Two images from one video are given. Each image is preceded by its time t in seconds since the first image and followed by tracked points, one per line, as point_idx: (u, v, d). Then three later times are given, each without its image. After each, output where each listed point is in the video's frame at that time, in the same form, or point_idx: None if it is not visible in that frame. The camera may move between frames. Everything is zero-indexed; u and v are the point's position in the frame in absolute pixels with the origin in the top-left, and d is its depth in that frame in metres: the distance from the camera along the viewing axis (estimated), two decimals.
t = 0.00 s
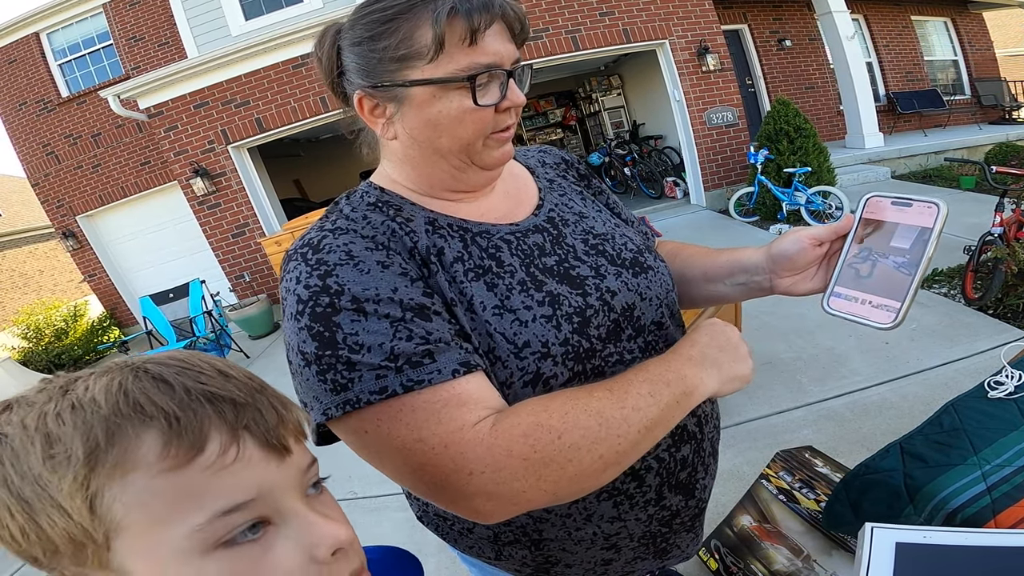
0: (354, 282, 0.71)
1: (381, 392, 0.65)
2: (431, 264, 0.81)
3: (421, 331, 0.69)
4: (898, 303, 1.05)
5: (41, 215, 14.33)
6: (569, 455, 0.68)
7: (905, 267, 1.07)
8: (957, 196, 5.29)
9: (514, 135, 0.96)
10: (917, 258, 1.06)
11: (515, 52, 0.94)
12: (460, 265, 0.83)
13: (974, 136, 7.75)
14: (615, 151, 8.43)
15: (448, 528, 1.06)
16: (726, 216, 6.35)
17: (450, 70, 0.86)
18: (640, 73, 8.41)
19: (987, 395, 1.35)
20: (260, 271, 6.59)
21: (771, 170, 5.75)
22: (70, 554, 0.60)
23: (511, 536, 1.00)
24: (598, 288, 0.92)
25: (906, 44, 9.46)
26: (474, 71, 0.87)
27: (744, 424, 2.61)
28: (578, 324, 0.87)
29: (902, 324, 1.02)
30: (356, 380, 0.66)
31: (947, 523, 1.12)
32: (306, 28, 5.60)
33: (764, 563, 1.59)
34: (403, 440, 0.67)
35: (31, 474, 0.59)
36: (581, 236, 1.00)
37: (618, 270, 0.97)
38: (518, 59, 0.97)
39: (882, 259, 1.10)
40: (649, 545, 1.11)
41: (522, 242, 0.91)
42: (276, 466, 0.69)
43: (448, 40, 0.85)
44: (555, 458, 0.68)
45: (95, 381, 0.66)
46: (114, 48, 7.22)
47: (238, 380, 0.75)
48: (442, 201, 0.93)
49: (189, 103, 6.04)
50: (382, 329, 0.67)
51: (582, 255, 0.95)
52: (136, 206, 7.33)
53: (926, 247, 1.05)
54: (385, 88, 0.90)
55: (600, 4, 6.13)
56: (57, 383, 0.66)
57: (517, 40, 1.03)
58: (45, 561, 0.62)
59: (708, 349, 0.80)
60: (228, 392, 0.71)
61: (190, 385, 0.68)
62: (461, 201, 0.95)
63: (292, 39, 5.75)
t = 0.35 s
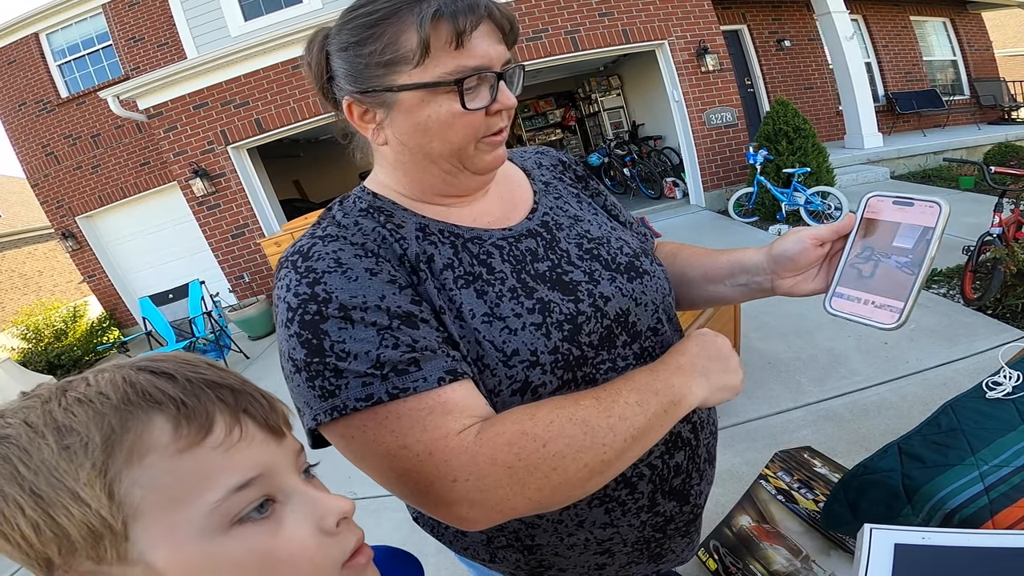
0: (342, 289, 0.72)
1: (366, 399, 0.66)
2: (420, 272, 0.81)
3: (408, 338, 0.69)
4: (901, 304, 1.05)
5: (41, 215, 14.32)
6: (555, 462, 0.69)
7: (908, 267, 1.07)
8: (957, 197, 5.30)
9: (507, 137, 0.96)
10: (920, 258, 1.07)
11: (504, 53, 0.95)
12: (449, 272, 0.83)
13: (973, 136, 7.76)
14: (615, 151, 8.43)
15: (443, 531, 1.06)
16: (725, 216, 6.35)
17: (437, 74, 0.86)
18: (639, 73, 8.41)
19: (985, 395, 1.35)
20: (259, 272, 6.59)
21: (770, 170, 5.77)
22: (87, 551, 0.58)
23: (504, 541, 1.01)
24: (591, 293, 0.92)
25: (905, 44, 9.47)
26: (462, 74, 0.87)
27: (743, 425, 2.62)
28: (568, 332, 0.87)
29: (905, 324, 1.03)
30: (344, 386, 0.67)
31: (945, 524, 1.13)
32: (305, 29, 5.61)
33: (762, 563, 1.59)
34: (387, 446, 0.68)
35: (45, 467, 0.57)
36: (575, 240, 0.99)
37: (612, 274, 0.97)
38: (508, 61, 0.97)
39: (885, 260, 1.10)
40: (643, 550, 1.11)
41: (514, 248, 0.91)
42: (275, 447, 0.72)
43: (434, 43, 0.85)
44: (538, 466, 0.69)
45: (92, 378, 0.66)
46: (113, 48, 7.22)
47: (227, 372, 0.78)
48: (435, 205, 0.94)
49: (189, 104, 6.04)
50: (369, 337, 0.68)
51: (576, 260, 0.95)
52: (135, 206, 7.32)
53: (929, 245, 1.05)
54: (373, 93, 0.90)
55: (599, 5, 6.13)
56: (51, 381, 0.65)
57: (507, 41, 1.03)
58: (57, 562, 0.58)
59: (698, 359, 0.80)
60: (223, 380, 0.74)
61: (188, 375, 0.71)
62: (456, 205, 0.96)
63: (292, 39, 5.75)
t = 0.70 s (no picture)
0: (339, 291, 0.72)
1: (366, 400, 0.67)
2: (417, 272, 0.81)
3: (406, 340, 0.70)
4: (895, 308, 1.05)
5: (40, 216, 14.32)
6: (559, 460, 0.69)
7: (903, 270, 1.07)
8: (956, 197, 5.30)
9: (502, 138, 0.96)
10: (914, 261, 1.07)
11: (496, 52, 0.95)
12: (447, 273, 0.83)
13: (972, 136, 7.77)
14: (614, 152, 8.43)
15: (442, 533, 1.06)
16: (724, 216, 6.35)
17: (428, 75, 0.86)
18: (639, 74, 8.42)
19: (983, 395, 1.35)
20: (258, 273, 6.58)
21: (768, 171, 5.77)
22: (95, 547, 0.58)
23: (502, 543, 1.01)
24: (588, 295, 0.92)
25: (903, 45, 9.47)
26: (453, 74, 0.88)
27: (742, 425, 2.62)
28: (567, 332, 0.88)
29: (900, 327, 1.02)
30: (343, 388, 0.68)
31: (945, 524, 1.13)
32: (305, 30, 5.62)
33: (762, 563, 1.59)
34: (391, 446, 0.69)
35: (48, 466, 0.57)
36: (571, 242, 0.99)
37: (609, 276, 0.97)
38: (501, 61, 0.97)
39: (879, 262, 1.10)
40: (642, 552, 1.11)
41: (511, 249, 0.91)
42: (275, 438, 0.72)
43: (423, 43, 0.86)
44: (542, 462, 0.69)
45: (88, 373, 0.65)
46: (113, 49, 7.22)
47: (223, 363, 0.78)
48: (432, 208, 0.94)
49: (188, 104, 6.03)
50: (367, 339, 0.69)
51: (573, 262, 0.95)
52: (135, 207, 7.31)
53: (924, 248, 1.06)
54: (365, 95, 0.90)
55: (599, 5, 6.13)
56: (45, 378, 0.64)
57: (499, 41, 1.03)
58: (67, 561, 0.58)
59: (706, 353, 0.76)
60: (219, 371, 0.74)
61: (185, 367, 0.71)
62: (451, 208, 0.96)
63: (291, 39, 5.75)
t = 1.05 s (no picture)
0: (377, 269, 0.72)
1: (428, 369, 0.65)
2: (444, 256, 0.82)
3: (459, 307, 0.71)
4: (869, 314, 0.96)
5: (39, 215, 14.32)
6: (642, 421, 0.67)
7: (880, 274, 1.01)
8: (956, 197, 5.31)
9: (503, 138, 0.97)
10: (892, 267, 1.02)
11: (496, 53, 0.95)
12: (471, 256, 0.84)
13: (970, 137, 7.78)
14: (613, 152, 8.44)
15: (447, 532, 1.06)
16: (724, 216, 6.36)
17: (428, 75, 0.87)
18: (638, 74, 8.42)
19: (982, 394, 1.36)
20: (257, 273, 6.58)
21: (767, 171, 5.77)
22: (105, 552, 0.59)
23: (511, 539, 1.00)
24: (600, 286, 0.93)
25: (901, 45, 9.48)
26: (453, 74, 0.88)
27: (742, 425, 2.62)
28: (588, 315, 0.88)
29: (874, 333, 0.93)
30: (400, 362, 0.66)
31: (943, 524, 1.13)
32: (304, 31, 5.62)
33: (762, 563, 1.60)
34: (462, 417, 0.66)
35: (41, 475, 0.57)
36: (579, 237, 1.00)
37: (617, 268, 0.98)
38: (501, 62, 0.98)
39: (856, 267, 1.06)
40: (648, 546, 1.11)
41: (525, 243, 0.92)
42: (269, 430, 0.74)
43: (425, 44, 0.86)
44: (624, 426, 0.67)
45: (66, 373, 0.64)
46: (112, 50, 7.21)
47: (208, 354, 0.76)
48: (438, 206, 0.94)
49: (187, 105, 6.03)
50: (417, 310, 0.68)
51: (582, 255, 0.96)
52: (134, 208, 7.32)
53: (902, 252, 1.01)
54: (367, 95, 0.90)
55: (598, 6, 6.14)
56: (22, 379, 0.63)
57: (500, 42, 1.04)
58: (79, 565, 0.60)
59: (821, 314, 0.72)
60: (204, 363, 0.73)
61: (167, 363, 0.69)
62: (455, 205, 0.96)
63: (291, 40, 5.75)
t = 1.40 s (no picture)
0: (381, 271, 0.72)
1: (433, 369, 0.66)
2: (448, 257, 0.82)
3: (463, 307, 0.71)
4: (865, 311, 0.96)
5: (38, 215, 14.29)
6: (645, 417, 0.68)
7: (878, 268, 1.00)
8: (954, 197, 5.32)
9: (506, 139, 0.97)
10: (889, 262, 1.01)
11: (503, 55, 0.96)
12: (475, 256, 0.84)
13: (969, 136, 7.79)
14: (612, 152, 8.45)
15: (451, 530, 1.07)
16: (723, 216, 6.36)
17: (438, 76, 0.87)
18: (637, 74, 8.42)
19: (981, 393, 1.36)
20: (257, 274, 6.57)
21: (766, 171, 5.78)
22: (131, 564, 0.58)
23: (516, 537, 1.00)
24: (602, 284, 0.93)
25: (900, 45, 9.50)
26: (461, 76, 0.88)
27: (742, 425, 2.62)
28: (591, 314, 0.89)
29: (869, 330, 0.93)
30: (405, 363, 0.66)
31: (944, 523, 1.13)
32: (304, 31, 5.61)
33: (762, 562, 1.60)
34: (468, 414, 0.66)
35: (48, 490, 0.53)
36: (581, 236, 1.00)
37: (619, 267, 0.98)
38: (507, 63, 0.98)
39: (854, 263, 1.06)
40: (652, 542, 1.11)
41: (528, 242, 0.93)
42: (273, 423, 0.73)
43: (434, 45, 0.86)
44: (627, 422, 0.67)
45: (49, 378, 0.59)
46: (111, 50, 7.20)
47: (197, 347, 0.73)
48: (441, 206, 0.94)
49: (187, 105, 6.03)
50: (422, 310, 0.69)
51: (584, 254, 0.96)
52: (134, 208, 7.32)
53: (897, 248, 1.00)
54: (373, 95, 0.90)
55: (598, 6, 6.14)
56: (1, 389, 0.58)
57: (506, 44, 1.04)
58: None
59: (819, 314, 0.73)
60: (196, 358, 0.70)
61: (159, 360, 0.66)
62: (458, 205, 0.96)
63: (291, 40, 5.75)
